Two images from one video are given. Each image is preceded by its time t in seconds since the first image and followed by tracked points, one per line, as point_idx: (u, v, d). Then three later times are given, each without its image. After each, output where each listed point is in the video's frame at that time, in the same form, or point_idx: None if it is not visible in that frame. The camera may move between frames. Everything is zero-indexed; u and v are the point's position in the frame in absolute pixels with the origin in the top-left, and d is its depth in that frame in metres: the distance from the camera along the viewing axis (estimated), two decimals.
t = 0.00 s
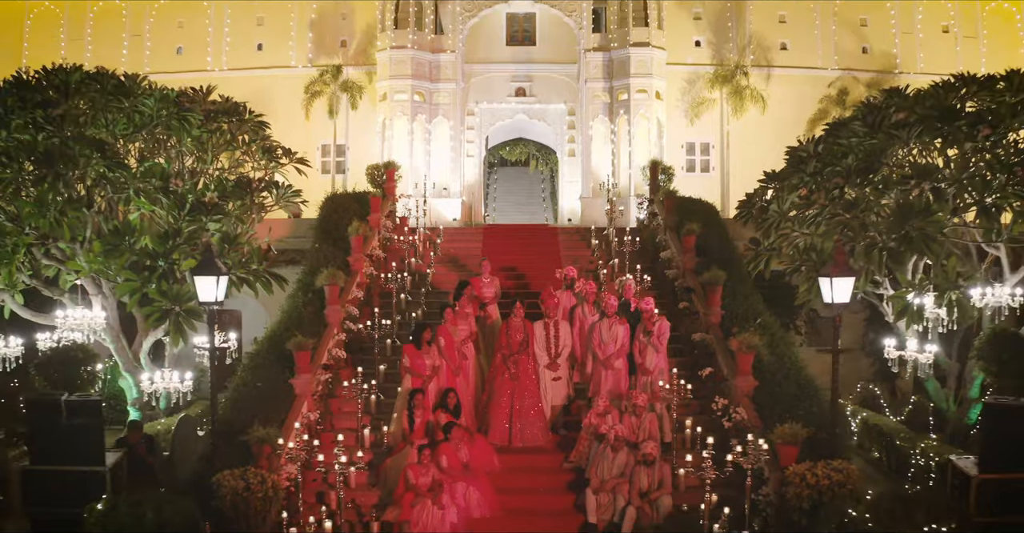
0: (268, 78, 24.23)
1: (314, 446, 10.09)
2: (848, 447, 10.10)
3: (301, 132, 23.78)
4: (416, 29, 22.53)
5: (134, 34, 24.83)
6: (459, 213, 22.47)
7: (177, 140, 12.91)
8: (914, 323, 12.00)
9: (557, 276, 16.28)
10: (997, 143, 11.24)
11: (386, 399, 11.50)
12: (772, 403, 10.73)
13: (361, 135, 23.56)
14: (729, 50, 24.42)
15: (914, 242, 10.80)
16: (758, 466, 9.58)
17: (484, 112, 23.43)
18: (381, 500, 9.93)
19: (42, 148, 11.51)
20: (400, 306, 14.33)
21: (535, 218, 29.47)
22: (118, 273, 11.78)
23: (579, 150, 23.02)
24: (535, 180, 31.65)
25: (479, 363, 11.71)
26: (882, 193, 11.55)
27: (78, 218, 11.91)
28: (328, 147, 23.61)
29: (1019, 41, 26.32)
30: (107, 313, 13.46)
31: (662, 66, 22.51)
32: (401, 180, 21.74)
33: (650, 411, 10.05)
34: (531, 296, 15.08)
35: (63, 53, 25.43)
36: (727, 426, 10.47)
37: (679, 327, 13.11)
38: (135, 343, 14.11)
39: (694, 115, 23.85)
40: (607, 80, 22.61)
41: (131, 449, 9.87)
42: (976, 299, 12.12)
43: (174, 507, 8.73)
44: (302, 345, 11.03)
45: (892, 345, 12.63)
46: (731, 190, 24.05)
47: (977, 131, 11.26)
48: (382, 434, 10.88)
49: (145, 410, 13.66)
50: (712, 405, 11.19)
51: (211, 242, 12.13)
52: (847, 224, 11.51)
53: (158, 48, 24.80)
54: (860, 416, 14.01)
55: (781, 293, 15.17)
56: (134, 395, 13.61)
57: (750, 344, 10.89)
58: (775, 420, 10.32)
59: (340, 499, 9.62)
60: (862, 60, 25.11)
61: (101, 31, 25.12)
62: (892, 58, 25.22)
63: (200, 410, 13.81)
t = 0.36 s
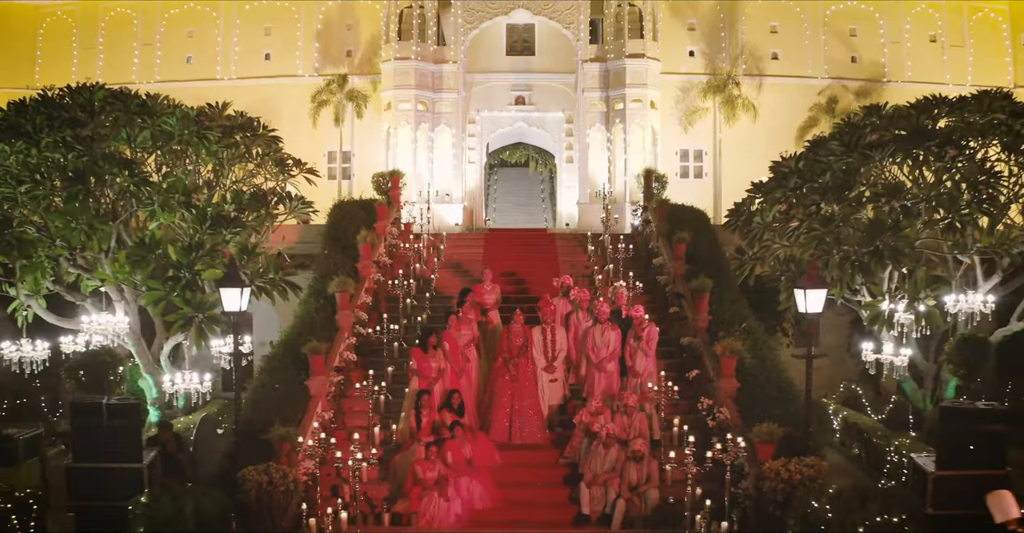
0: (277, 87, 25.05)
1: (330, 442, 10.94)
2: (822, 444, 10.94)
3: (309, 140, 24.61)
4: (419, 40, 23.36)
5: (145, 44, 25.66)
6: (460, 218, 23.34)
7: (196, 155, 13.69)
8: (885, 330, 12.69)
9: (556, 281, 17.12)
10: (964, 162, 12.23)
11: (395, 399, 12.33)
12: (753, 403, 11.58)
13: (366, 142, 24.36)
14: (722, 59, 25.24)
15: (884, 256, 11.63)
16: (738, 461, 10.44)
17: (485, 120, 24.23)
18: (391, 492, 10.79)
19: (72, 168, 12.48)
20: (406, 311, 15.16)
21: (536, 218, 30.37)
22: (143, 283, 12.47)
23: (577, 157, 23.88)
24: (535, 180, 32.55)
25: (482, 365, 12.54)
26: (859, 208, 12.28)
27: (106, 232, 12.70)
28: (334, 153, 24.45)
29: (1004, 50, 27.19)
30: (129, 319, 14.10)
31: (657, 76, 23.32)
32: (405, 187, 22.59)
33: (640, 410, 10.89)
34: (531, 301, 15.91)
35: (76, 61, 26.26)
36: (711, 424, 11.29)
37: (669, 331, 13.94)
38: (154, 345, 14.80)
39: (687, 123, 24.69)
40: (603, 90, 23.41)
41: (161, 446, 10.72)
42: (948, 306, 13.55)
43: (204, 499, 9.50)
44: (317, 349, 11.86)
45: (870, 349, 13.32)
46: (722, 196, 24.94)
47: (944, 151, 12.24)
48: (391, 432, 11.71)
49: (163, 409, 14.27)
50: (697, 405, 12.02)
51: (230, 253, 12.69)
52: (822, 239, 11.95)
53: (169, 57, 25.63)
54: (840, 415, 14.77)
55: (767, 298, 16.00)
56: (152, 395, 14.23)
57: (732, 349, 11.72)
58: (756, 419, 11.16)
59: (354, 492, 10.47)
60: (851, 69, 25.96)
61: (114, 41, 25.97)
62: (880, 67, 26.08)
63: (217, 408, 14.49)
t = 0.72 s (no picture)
0: (284, 93, 25.88)
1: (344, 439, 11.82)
2: (799, 441, 11.80)
3: (316, 146, 25.45)
4: (422, 49, 24.18)
5: (156, 51, 26.48)
6: (462, 221, 24.19)
7: (214, 169, 14.44)
8: (856, 335, 13.56)
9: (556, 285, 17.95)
10: (933, 177, 13.16)
11: (402, 398, 13.18)
12: (736, 402, 12.43)
13: (371, 147, 25.22)
14: (715, 67, 26.07)
15: (857, 267, 12.46)
16: (720, 456, 11.31)
17: (486, 125, 25.06)
18: (400, 485, 11.68)
19: (101, 185, 13.15)
20: (411, 313, 16.00)
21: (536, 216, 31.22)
22: (166, 290, 13.31)
23: (575, 162, 24.77)
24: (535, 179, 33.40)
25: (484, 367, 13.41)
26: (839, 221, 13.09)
27: (131, 243, 13.46)
28: (340, 158, 25.28)
29: (990, 57, 28.00)
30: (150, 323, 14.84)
31: (652, 84, 24.15)
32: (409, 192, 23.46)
33: (630, 409, 11.80)
34: (530, 304, 16.75)
35: (88, 67, 27.07)
36: (697, 422, 12.14)
37: (660, 333, 14.79)
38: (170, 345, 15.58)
39: (681, 129, 25.58)
40: (600, 97, 24.21)
41: (187, 443, 11.59)
42: (925, 311, 14.18)
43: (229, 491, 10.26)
44: (330, 352, 12.71)
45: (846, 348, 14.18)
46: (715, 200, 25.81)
47: (916, 168, 13.14)
48: (399, 429, 12.57)
49: (181, 406, 15.01)
50: (685, 404, 12.87)
51: (246, 262, 13.53)
52: (800, 250, 12.90)
53: (179, 64, 26.46)
54: (822, 412, 15.57)
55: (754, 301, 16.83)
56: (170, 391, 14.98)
57: (717, 352, 12.57)
58: (738, 418, 12.02)
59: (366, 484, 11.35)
60: (841, 76, 26.79)
61: (126, 48, 26.79)
62: (869, 74, 26.91)
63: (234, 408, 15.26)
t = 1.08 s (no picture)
0: (291, 100, 26.72)
1: (357, 438, 12.72)
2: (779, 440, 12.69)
3: (323, 153, 26.36)
4: (425, 59, 25.03)
5: (166, 59, 27.32)
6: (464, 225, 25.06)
7: (232, 185, 15.18)
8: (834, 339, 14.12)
9: (554, 290, 18.86)
10: (906, 195, 14.07)
11: (409, 399, 14.06)
12: (722, 403, 13.31)
13: (376, 153, 26.06)
14: (709, 75, 26.91)
15: (833, 279, 13.35)
16: (705, 454, 12.21)
17: (487, 132, 25.93)
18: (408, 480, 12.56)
19: (126, 200, 13.97)
20: (416, 317, 16.88)
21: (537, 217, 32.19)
22: (188, 296, 13.89)
23: (573, 167, 25.65)
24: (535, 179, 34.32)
25: (488, 368, 14.30)
26: (825, 233, 13.80)
27: (154, 254, 14.21)
28: (346, 163, 26.21)
29: (977, 64, 28.80)
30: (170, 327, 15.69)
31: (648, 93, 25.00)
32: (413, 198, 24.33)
33: (623, 410, 12.65)
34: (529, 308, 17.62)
35: (100, 74, 27.89)
36: (684, 422, 13.04)
37: (652, 337, 15.67)
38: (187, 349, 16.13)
39: (676, 136, 26.46)
40: (597, 105, 25.10)
41: (212, 442, 12.50)
42: (904, 318, 14.88)
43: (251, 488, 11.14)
44: (342, 356, 13.60)
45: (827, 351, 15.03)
46: (708, 204, 26.72)
47: (890, 188, 14.08)
48: (407, 428, 13.45)
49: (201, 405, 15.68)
50: (674, 404, 13.76)
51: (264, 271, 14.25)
52: (781, 261, 13.82)
53: (189, 71, 27.30)
54: (803, 407, 16.55)
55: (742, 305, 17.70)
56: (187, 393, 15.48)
57: (704, 356, 13.46)
58: (723, 418, 12.92)
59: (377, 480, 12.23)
60: (831, 83, 27.64)
61: (137, 56, 27.63)
62: (859, 81, 27.76)
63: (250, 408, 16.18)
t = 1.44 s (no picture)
0: (298, 109, 27.61)
1: (369, 441, 13.69)
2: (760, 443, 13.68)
3: (329, 161, 27.33)
4: (429, 72, 25.90)
5: (177, 70, 28.20)
6: (467, 231, 26.12)
7: (250, 202, 16.02)
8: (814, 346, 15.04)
9: (553, 296, 19.80)
10: (879, 215, 15.11)
11: (416, 403, 15.03)
12: (708, 408, 14.31)
13: (381, 162, 27.04)
14: (703, 85, 27.80)
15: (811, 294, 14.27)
16: (692, 457, 13.19)
17: (488, 140, 26.96)
18: (415, 480, 13.50)
19: (151, 220, 14.91)
20: (422, 324, 17.85)
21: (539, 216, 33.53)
22: (209, 310, 14.93)
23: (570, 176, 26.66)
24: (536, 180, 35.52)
25: (489, 374, 15.23)
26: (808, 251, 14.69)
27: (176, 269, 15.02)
28: (352, 171, 27.18)
29: (964, 74, 29.67)
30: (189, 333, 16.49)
31: (643, 104, 25.97)
32: (417, 206, 25.29)
33: (615, 414, 13.57)
34: (529, 316, 18.59)
35: (111, 83, 28.74)
36: (672, 426, 14.00)
37: (644, 343, 16.65)
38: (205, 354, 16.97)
39: (670, 145, 27.41)
40: (594, 116, 26.03)
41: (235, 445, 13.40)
42: (882, 326, 15.87)
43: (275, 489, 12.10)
44: (354, 364, 14.55)
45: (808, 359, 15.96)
46: (701, 211, 27.71)
47: (866, 208, 15.12)
48: (415, 431, 14.41)
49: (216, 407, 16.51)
50: (663, 408, 14.75)
51: (279, 284, 15.14)
52: (764, 277, 14.75)
53: (199, 81, 28.18)
54: (787, 409, 17.54)
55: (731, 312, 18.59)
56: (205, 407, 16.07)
57: (692, 364, 14.44)
58: (708, 422, 13.91)
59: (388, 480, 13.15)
60: (821, 93, 28.54)
61: (148, 66, 28.51)
62: (848, 91, 28.67)
63: (266, 411, 17.15)
